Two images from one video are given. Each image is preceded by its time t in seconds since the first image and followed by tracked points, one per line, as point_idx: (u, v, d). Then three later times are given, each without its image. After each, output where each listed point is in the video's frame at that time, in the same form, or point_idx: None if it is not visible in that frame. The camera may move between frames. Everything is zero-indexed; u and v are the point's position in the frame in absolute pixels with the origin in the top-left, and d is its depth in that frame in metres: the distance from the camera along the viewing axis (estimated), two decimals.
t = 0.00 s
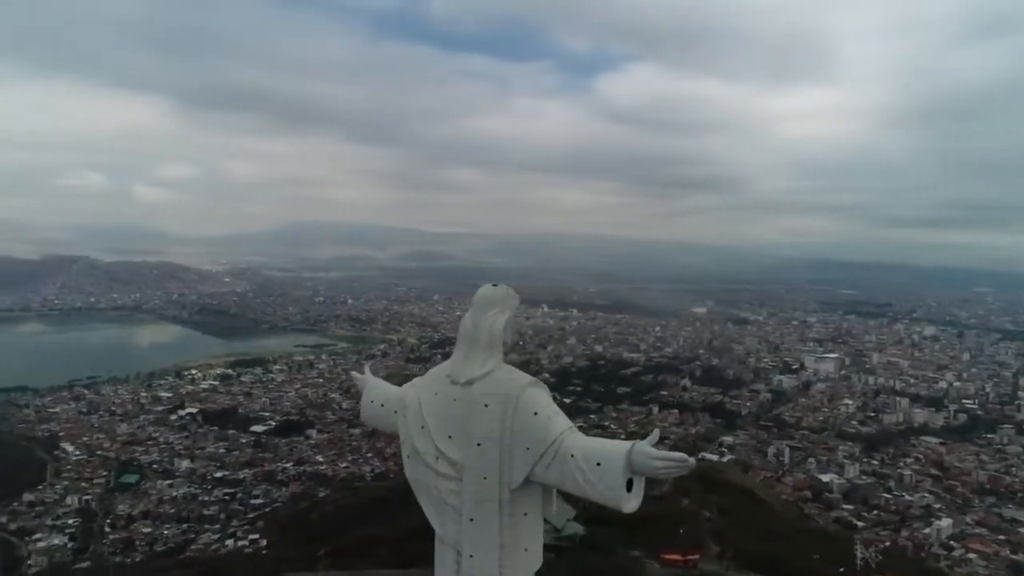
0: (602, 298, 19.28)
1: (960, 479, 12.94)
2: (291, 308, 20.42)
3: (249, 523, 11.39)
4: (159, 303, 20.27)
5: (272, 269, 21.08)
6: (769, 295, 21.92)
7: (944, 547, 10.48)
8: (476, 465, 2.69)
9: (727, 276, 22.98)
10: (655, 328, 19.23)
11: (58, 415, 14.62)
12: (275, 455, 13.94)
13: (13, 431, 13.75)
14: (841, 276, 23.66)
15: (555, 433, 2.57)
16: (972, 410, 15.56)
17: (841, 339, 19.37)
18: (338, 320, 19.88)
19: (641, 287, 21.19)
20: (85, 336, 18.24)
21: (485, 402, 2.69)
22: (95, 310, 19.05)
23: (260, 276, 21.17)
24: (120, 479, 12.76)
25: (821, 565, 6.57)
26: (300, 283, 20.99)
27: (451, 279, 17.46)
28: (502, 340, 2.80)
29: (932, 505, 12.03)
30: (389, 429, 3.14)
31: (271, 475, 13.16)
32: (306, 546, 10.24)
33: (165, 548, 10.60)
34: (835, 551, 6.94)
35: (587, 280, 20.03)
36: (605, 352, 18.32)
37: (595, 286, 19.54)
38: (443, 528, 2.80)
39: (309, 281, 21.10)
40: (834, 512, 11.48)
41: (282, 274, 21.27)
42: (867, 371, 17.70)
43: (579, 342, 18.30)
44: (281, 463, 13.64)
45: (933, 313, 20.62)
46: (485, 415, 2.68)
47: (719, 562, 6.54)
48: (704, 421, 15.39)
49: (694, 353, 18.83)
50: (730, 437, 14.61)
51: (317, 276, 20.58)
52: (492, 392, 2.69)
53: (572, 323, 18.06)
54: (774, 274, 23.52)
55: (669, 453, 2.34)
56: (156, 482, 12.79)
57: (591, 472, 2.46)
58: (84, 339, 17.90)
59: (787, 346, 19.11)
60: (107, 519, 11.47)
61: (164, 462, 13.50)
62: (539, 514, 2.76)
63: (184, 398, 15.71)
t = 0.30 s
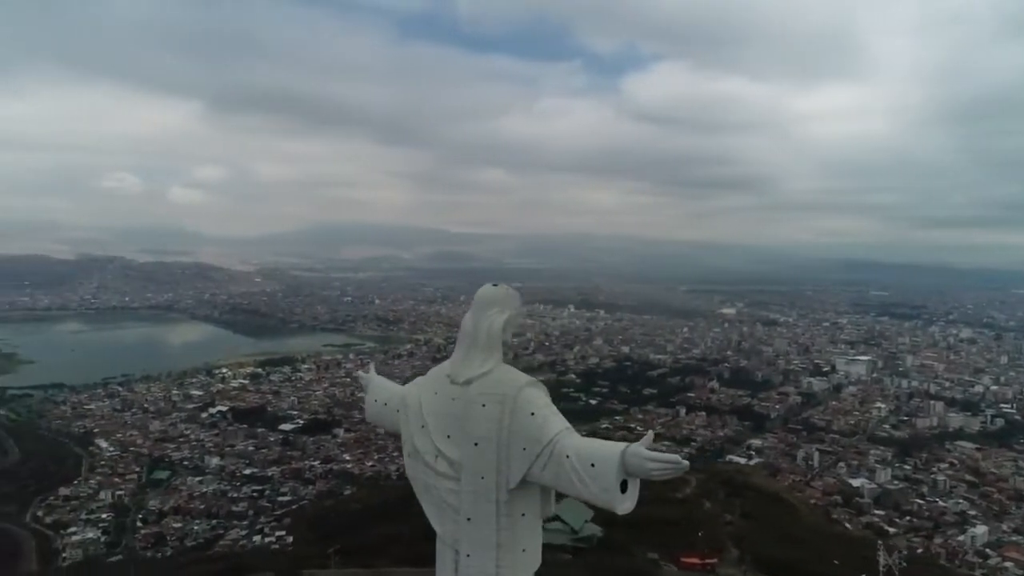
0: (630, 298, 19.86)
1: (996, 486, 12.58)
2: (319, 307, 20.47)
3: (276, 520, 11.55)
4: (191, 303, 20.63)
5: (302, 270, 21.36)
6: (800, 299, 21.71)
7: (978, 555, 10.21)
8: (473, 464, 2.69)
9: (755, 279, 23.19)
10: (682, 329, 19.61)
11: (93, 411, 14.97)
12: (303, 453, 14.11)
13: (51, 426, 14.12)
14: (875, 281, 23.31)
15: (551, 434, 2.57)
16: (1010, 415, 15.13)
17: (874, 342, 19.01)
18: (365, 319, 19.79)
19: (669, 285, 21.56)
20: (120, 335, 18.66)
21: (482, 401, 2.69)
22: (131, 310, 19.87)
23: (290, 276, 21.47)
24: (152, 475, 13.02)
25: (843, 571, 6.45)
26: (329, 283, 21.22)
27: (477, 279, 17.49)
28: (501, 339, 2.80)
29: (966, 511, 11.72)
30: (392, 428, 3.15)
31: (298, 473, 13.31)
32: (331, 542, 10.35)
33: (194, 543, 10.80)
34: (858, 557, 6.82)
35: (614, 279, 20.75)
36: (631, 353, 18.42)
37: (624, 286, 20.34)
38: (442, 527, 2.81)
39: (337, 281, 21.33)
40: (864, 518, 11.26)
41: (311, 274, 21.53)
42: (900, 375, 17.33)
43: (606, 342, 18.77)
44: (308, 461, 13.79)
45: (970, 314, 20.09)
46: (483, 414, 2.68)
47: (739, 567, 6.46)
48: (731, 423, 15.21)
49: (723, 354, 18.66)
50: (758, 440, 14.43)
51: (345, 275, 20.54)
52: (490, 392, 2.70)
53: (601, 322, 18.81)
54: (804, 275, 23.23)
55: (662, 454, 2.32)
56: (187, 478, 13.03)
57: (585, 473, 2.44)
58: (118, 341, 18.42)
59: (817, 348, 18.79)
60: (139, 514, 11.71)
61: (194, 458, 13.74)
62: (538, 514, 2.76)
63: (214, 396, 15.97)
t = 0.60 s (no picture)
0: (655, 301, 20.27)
1: None
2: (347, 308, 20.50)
3: (302, 517, 11.67)
4: (222, 302, 20.97)
5: (330, 270, 21.60)
6: (830, 301, 21.37)
7: (1015, 563, 9.94)
8: (470, 464, 2.70)
9: (784, 282, 23.11)
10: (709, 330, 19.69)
11: (127, 408, 15.30)
12: (330, 451, 14.25)
13: (86, 423, 14.46)
14: (909, 283, 22.83)
15: (546, 433, 2.56)
16: None
17: (907, 344, 18.62)
18: (392, 320, 19.63)
19: (696, 287, 21.91)
20: (154, 333, 19.06)
21: (479, 401, 2.70)
22: (164, 309, 20.29)
23: (319, 276, 21.72)
24: (183, 472, 13.25)
25: None
26: (357, 284, 21.40)
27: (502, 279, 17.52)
28: (499, 339, 2.80)
29: (1002, 518, 11.40)
30: (395, 427, 3.16)
31: (324, 471, 13.43)
32: (356, 540, 10.42)
33: (223, 539, 10.96)
34: (883, 564, 6.68)
35: (638, 282, 21.49)
36: (658, 354, 18.29)
37: (648, 289, 21.08)
38: (440, 525, 2.82)
39: (365, 281, 21.50)
40: (896, 523, 11.02)
41: (339, 274, 21.74)
42: (935, 378, 16.92)
43: (631, 342, 18.83)
44: (335, 459, 13.92)
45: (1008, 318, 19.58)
46: (479, 414, 2.69)
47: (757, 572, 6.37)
48: (760, 425, 15.03)
49: (751, 356, 18.44)
50: (786, 443, 14.23)
51: (371, 275, 20.59)
52: (487, 391, 2.70)
53: (625, 323, 19.58)
54: (834, 277, 22.95)
55: (654, 455, 2.30)
56: (216, 474, 13.23)
57: (578, 474, 2.44)
58: (152, 339, 18.81)
59: (848, 350, 18.45)
60: (170, 509, 11.92)
61: (224, 455, 13.95)
62: (535, 515, 2.76)
63: (243, 394, 16.21)
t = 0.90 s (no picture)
0: (684, 302, 20.26)
1: None
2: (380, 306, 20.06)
3: (329, 515, 11.79)
4: (252, 301, 21.30)
5: (358, 271, 21.81)
6: (863, 302, 21.01)
7: None
8: (468, 464, 2.70)
9: (813, 282, 22.87)
10: (738, 332, 19.58)
11: (159, 405, 15.60)
12: (356, 450, 14.37)
13: (119, 419, 14.78)
14: (945, 283, 22.33)
15: (542, 433, 2.56)
16: None
17: (942, 347, 18.20)
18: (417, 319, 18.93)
19: (725, 288, 21.92)
20: (186, 332, 19.40)
21: (477, 401, 2.70)
22: (196, 308, 20.66)
23: (348, 276, 21.94)
24: (213, 468, 13.46)
25: None
26: (384, 283, 21.56)
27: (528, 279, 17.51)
28: (498, 339, 2.79)
29: None
30: (398, 426, 3.18)
31: (351, 469, 13.54)
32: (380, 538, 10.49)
33: (251, 535, 11.10)
34: (909, 571, 6.55)
35: (665, 283, 21.52)
36: (685, 355, 18.16)
37: (678, 289, 21.13)
38: (439, 524, 2.82)
39: (392, 280, 21.63)
40: (930, 530, 10.78)
41: (367, 274, 21.94)
42: (971, 382, 16.43)
43: (657, 343, 18.76)
44: (361, 458, 14.02)
45: None
46: (477, 413, 2.69)
47: None
48: (789, 428, 14.82)
49: (781, 358, 18.23)
50: (816, 447, 14.01)
51: (397, 275, 20.65)
52: (484, 391, 2.70)
53: (652, 325, 19.45)
54: (867, 277, 22.58)
55: (648, 457, 2.28)
56: (245, 472, 13.42)
57: (572, 474, 2.42)
58: (184, 338, 19.15)
59: (881, 353, 18.10)
60: (199, 505, 12.12)
61: (252, 453, 14.15)
62: (534, 516, 2.75)
63: (272, 393, 16.42)
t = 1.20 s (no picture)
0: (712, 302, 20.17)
1: None
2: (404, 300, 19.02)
3: (354, 513, 11.87)
4: (282, 301, 21.56)
5: (386, 271, 21.96)
6: (896, 303, 20.57)
7: None
8: (465, 462, 2.71)
9: (845, 284, 22.51)
10: (767, 333, 19.41)
11: (189, 403, 15.89)
12: (382, 449, 14.44)
13: (152, 416, 15.08)
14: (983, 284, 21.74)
15: (537, 433, 2.55)
16: None
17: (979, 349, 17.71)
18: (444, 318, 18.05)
19: (754, 290, 21.79)
20: (217, 331, 19.74)
21: (475, 400, 2.71)
22: (226, 308, 21.00)
23: (376, 277, 22.11)
24: (241, 465, 13.67)
25: None
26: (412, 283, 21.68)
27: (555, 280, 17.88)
28: (497, 339, 2.79)
29: None
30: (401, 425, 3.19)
31: (377, 468, 13.62)
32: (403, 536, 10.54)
33: (278, 532, 11.25)
34: None
35: (693, 285, 21.48)
36: (712, 357, 18.01)
37: (708, 288, 21.05)
38: (438, 522, 2.83)
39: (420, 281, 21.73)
40: (964, 537, 10.49)
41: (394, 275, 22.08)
42: (1009, 386, 15.78)
43: (685, 345, 18.67)
44: (387, 457, 14.09)
45: None
46: (474, 413, 2.69)
47: None
48: (818, 431, 14.60)
49: (811, 360, 17.99)
50: (846, 451, 13.77)
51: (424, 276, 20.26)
52: (482, 390, 2.70)
53: (680, 326, 19.59)
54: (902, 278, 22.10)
55: (640, 458, 2.26)
56: (273, 469, 13.61)
57: (565, 475, 2.42)
58: (215, 337, 19.48)
59: (915, 356, 17.67)
60: (228, 502, 12.32)
61: (280, 451, 14.34)
62: (532, 516, 2.75)
63: (300, 392, 16.63)
